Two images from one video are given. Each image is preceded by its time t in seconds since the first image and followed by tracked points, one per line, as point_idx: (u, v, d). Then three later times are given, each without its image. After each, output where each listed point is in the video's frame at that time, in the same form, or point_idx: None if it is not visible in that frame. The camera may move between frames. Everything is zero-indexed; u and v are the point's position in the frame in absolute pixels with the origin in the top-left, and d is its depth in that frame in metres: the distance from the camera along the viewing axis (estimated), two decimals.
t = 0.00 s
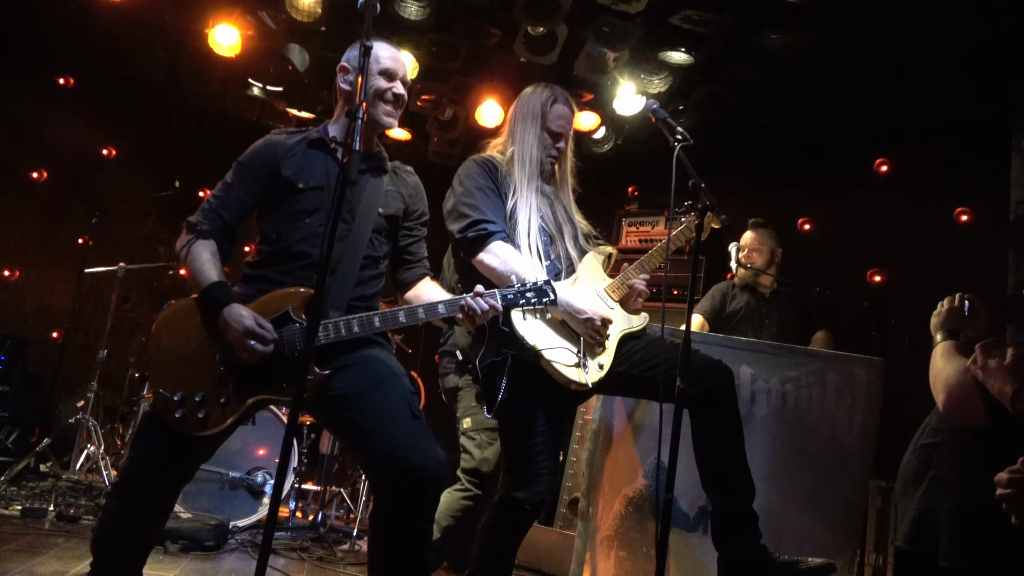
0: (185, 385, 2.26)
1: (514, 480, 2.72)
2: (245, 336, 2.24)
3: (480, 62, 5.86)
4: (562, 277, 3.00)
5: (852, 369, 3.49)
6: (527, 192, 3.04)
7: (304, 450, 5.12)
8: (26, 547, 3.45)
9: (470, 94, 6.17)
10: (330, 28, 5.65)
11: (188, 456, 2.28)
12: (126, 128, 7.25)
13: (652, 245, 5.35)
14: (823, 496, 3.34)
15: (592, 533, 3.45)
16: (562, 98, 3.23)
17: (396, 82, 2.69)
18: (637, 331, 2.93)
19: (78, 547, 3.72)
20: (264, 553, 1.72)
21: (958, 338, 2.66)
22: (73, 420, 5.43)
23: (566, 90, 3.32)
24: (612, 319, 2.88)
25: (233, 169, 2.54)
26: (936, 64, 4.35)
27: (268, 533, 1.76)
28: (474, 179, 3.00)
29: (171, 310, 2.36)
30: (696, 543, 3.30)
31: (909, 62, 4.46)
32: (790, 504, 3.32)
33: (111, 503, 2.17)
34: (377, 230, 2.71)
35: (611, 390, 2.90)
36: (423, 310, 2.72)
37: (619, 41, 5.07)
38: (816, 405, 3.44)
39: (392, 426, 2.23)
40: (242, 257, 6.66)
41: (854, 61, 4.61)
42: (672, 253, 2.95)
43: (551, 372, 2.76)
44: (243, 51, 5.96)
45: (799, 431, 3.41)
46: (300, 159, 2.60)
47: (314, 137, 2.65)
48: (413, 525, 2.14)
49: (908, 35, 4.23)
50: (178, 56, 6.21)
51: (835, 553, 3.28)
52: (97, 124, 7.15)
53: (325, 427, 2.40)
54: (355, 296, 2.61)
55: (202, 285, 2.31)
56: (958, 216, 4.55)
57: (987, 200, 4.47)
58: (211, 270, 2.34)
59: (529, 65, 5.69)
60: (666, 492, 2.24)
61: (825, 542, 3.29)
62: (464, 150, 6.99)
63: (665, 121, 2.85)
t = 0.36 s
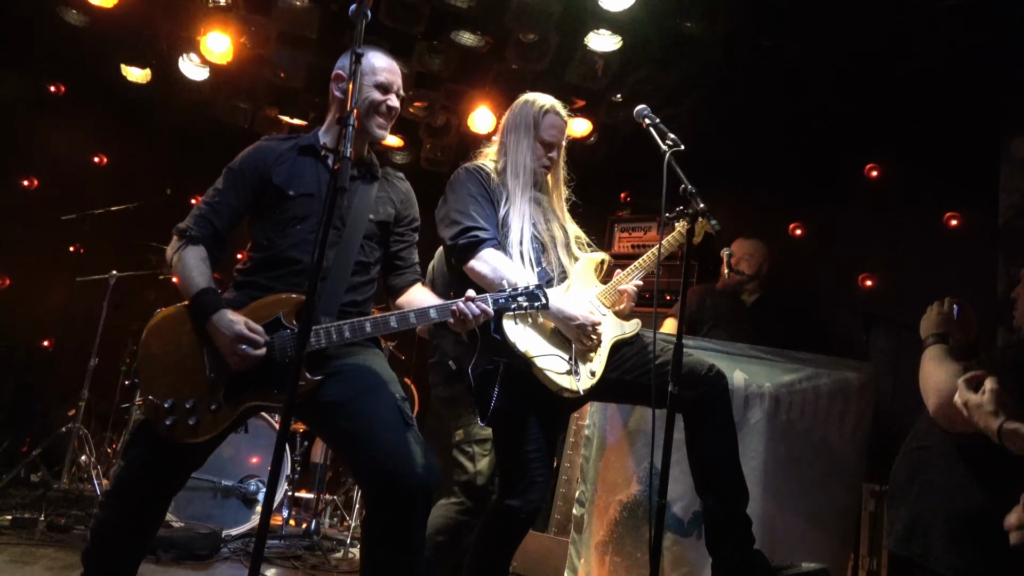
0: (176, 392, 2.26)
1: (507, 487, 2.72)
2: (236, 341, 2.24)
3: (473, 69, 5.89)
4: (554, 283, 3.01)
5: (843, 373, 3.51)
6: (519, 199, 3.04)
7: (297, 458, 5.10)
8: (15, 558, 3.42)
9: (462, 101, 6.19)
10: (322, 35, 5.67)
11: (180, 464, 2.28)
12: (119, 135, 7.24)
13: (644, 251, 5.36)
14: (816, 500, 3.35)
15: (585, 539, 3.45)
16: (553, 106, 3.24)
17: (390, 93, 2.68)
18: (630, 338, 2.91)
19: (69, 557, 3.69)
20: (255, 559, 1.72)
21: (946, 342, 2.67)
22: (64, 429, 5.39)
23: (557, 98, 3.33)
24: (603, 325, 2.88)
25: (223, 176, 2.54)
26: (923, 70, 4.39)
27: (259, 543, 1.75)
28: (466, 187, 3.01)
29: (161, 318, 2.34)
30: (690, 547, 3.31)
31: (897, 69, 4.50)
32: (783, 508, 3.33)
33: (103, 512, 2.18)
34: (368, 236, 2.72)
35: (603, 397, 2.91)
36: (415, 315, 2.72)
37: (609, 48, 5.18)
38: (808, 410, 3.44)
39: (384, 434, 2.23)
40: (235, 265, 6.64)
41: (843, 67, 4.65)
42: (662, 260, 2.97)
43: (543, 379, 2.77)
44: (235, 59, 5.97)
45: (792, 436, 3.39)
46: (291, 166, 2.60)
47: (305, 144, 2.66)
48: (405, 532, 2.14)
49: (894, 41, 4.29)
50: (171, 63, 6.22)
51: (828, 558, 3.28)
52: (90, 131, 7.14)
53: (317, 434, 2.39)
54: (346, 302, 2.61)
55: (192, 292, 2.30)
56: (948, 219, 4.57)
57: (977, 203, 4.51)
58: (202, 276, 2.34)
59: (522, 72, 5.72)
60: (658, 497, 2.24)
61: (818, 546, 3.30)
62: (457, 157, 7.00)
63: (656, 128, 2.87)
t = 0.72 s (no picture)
0: (177, 395, 2.26)
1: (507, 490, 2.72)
2: (238, 344, 2.24)
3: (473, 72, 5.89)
4: (554, 287, 2.99)
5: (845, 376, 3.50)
6: (519, 202, 3.04)
7: (298, 462, 5.09)
8: (16, 562, 3.41)
9: (463, 105, 6.20)
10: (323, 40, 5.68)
11: (180, 467, 2.28)
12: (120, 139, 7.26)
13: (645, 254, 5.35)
14: (817, 503, 3.34)
15: (586, 542, 3.45)
16: (552, 111, 3.25)
17: (388, 115, 2.63)
18: (630, 341, 2.92)
19: (70, 561, 3.69)
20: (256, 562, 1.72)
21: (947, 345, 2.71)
22: (65, 432, 5.39)
23: (556, 102, 3.35)
24: (602, 329, 2.88)
25: (224, 180, 2.54)
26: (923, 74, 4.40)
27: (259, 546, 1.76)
28: (466, 190, 3.01)
29: (163, 319, 2.35)
30: (691, 550, 3.31)
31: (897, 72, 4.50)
32: (784, 511, 3.33)
33: (103, 514, 2.18)
34: (369, 240, 2.72)
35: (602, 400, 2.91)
36: (415, 320, 2.72)
37: (611, 51, 5.17)
38: (809, 413, 3.44)
39: (384, 437, 2.23)
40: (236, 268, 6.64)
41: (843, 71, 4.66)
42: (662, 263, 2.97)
43: (541, 382, 2.77)
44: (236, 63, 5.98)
45: (792, 439, 3.42)
46: (292, 170, 2.60)
47: (306, 148, 2.65)
48: (405, 536, 2.14)
49: (893, 44, 4.30)
50: (172, 67, 6.23)
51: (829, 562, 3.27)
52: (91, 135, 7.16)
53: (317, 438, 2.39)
54: (347, 305, 2.61)
55: (194, 295, 2.31)
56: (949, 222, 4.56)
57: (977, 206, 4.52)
58: (203, 280, 2.35)
59: (522, 75, 5.73)
60: (658, 500, 2.23)
61: (820, 551, 3.28)
62: (457, 160, 7.00)
63: (656, 131, 2.88)
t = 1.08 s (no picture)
0: (183, 398, 2.26)
1: (514, 494, 2.73)
2: (241, 349, 2.24)
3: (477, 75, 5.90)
4: (561, 291, 2.98)
5: (851, 377, 3.49)
6: (524, 206, 3.05)
7: (304, 465, 5.09)
8: (23, 565, 3.42)
9: (468, 108, 6.21)
10: (328, 43, 5.70)
11: (187, 471, 2.29)
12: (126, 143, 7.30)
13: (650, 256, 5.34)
14: (824, 507, 3.33)
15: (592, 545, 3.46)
16: (556, 114, 3.26)
17: (387, 126, 2.62)
18: (636, 345, 2.92)
19: (77, 563, 3.70)
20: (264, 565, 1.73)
21: (954, 347, 2.94)
22: (72, 435, 5.40)
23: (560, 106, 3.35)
24: (609, 332, 2.88)
25: (232, 182, 2.56)
26: (928, 74, 4.38)
27: (267, 547, 1.76)
28: (471, 194, 3.01)
29: (171, 323, 2.36)
30: (698, 553, 3.29)
31: (901, 72, 4.49)
32: (791, 514, 3.30)
33: (110, 517, 2.20)
34: (375, 242, 2.73)
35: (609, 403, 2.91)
36: (422, 321, 2.72)
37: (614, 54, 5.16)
38: (815, 415, 3.43)
39: (389, 440, 2.23)
40: (242, 271, 6.66)
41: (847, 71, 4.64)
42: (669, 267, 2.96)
43: (548, 386, 2.76)
44: (242, 67, 6.00)
45: (799, 441, 3.40)
46: (298, 173, 2.61)
47: (312, 152, 2.66)
48: (409, 539, 2.13)
49: (897, 45, 4.30)
50: (178, 71, 6.26)
51: (836, 565, 3.25)
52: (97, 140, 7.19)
53: (323, 440, 2.40)
54: (353, 308, 2.62)
55: (200, 298, 2.32)
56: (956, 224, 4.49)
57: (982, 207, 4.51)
58: (210, 282, 2.35)
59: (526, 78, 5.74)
60: (665, 502, 2.23)
61: (827, 553, 3.27)
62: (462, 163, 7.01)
63: (661, 133, 2.88)
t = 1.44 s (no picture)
0: (186, 399, 2.26)
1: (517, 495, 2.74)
2: (239, 349, 2.23)
3: (481, 76, 5.90)
4: (565, 293, 2.98)
5: (855, 378, 3.49)
6: (528, 208, 3.05)
7: (308, 466, 5.09)
8: (27, 566, 3.42)
9: (471, 109, 6.21)
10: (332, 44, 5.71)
11: (190, 473, 2.29)
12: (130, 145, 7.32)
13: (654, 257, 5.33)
14: (828, 508, 3.32)
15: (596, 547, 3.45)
16: (560, 116, 3.25)
17: (389, 130, 2.63)
18: (641, 347, 2.91)
19: (80, 564, 3.70)
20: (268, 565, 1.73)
21: (960, 347, 3.24)
22: (76, 436, 5.41)
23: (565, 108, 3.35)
24: (613, 334, 2.88)
25: (236, 185, 2.56)
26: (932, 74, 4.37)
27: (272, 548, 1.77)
28: (475, 197, 3.01)
29: (174, 324, 2.35)
30: (702, 555, 3.29)
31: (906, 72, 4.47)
32: (796, 516, 3.29)
33: (114, 519, 2.20)
34: (378, 245, 2.74)
35: (614, 404, 2.90)
36: (419, 321, 2.64)
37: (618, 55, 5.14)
38: (820, 416, 3.43)
39: (392, 441, 2.23)
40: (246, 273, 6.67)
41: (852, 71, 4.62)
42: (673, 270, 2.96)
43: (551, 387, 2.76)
44: (246, 69, 6.02)
45: (804, 442, 3.39)
46: (303, 175, 2.62)
47: (317, 154, 2.67)
48: (412, 541, 2.14)
49: (901, 45, 4.30)
50: (182, 74, 6.27)
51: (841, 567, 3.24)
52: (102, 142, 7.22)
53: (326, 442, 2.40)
54: (356, 310, 2.62)
55: (202, 299, 2.32)
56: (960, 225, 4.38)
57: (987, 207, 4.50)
58: (213, 283, 2.36)
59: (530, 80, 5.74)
60: (669, 503, 2.22)
61: (831, 556, 3.25)
62: (465, 164, 7.01)
63: (665, 134, 2.89)
